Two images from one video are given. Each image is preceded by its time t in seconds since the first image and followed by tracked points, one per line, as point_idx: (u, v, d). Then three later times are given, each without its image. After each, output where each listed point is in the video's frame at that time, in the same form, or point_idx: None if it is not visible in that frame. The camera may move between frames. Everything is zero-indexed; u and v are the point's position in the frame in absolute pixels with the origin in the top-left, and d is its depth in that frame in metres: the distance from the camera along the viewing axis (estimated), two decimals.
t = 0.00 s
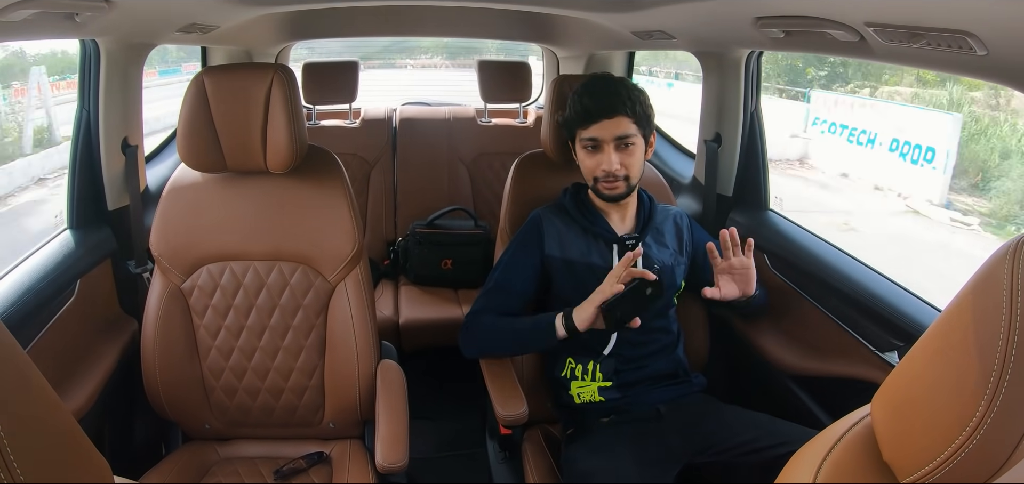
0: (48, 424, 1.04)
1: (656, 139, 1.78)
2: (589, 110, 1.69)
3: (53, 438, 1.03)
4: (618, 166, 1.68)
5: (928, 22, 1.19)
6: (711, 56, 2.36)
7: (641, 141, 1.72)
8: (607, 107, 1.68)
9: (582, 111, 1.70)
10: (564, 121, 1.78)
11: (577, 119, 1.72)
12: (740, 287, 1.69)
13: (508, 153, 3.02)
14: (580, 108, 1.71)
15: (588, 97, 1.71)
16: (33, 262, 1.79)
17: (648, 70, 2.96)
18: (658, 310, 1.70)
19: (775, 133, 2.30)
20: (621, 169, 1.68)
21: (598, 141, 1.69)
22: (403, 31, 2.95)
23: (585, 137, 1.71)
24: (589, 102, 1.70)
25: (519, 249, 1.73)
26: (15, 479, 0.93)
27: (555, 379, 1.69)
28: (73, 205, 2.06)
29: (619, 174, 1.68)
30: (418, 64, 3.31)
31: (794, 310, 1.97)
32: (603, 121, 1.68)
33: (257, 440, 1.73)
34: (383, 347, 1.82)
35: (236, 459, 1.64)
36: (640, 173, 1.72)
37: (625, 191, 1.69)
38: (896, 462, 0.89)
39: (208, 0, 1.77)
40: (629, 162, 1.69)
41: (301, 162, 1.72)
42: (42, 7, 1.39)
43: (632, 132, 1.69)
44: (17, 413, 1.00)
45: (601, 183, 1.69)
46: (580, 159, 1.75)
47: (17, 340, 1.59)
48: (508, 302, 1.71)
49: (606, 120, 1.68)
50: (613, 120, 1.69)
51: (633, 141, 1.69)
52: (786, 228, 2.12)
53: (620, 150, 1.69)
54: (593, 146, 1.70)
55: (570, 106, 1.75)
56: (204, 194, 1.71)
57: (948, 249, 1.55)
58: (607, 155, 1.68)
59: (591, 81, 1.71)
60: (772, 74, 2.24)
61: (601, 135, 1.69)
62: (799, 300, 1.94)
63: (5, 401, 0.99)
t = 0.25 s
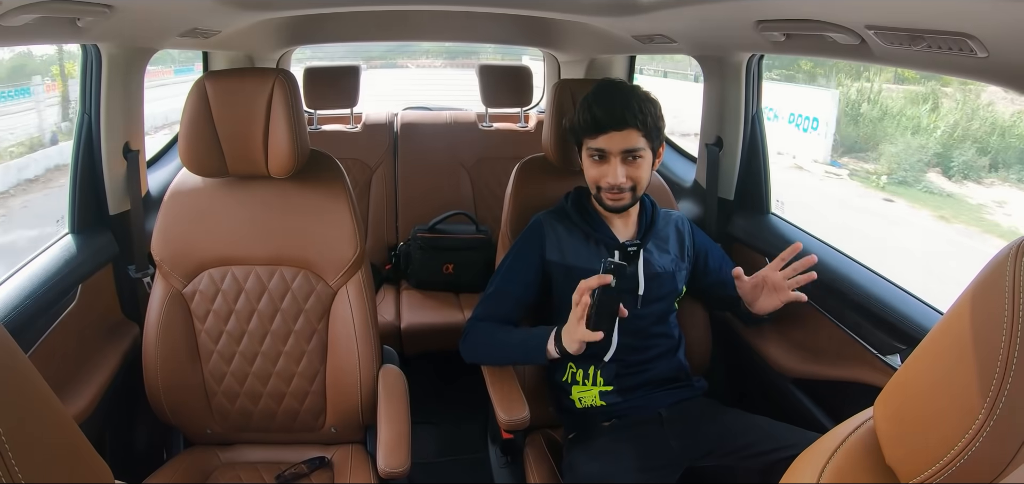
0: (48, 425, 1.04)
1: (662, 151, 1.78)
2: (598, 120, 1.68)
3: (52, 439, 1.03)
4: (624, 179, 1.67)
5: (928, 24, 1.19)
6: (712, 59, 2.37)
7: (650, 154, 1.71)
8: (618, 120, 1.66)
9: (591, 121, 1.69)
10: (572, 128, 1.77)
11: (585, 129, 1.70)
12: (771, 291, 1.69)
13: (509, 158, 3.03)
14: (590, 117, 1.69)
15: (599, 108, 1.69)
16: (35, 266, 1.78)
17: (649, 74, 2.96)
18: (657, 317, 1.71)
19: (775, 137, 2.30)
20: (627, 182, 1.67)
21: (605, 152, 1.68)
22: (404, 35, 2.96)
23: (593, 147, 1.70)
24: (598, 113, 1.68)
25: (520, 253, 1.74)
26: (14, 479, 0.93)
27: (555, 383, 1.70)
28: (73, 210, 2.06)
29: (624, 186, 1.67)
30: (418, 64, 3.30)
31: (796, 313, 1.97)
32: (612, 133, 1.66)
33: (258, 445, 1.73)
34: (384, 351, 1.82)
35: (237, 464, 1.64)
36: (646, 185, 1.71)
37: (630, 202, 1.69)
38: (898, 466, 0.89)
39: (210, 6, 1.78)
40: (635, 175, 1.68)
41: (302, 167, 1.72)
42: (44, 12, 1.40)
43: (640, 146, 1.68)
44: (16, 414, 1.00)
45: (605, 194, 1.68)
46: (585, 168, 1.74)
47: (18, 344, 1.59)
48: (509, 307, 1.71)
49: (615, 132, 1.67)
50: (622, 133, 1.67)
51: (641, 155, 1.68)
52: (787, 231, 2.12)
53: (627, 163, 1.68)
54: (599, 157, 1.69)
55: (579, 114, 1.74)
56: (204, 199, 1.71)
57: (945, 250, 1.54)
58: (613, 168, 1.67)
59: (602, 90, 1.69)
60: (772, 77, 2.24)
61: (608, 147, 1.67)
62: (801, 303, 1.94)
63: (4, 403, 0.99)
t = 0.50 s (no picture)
0: (51, 424, 1.04)
1: (661, 141, 1.79)
2: (596, 103, 1.72)
3: (55, 437, 1.03)
4: (624, 161, 1.69)
5: (929, 22, 1.19)
6: (712, 57, 2.37)
7: (648, 139, 1.73)
8: (614, 102, 1.70)
9: (589, 105, 1.73)
10: (571, 119, 1.80)
11: (584, 115, 1.74)
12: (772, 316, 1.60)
13: (510, 157, 3.03)
14: (587, 103, 1.73)
15: (595, 92, 1.73)
16: (37, 269, 1.79)
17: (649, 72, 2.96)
18: (661, 315, 1.72)
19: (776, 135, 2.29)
20: (627, 164, 1.69)
21: (604, 135, 1.71)
22: (404, 35, 2.96)
23: (592, 132, 1.73)
24: (596, 97, 1.72)
25: (522, 253, 1.73)
26: (16, 479, 0.93)
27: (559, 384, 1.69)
28: (75, 212, 2.06)
29: (625, 169, 1.68)
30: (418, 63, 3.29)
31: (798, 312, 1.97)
32: (609, 115, 1.70)
33: (261, 446, 1.73)
34: (386, 351, 1.82)
35: (240, 465, 1.64)
36: (647, 171, 1.72)
37: (632, 187, 1.69)
38: (900, 464, 0.89)
39: (210, 7, 1.78)
40: (635, 157, 1.70)
41: (303, 168, 1.72)
42: (45, 14, 1.40)
43: (638, 128, 1.71)
44: (19, 413, 1.00)
45: (606, 179, 1.70)
46: (585, 156, 1.76)
47: (21, 346, 1.60)
48: (511, 308, 1.70)
49: (612, 114, 1.70)
50: (619, 115, 1.70)
51: (639, 137, 1.71)
52: (789, 229, 2.12)
53: (626, 145, 1.70)
54: (598, 140, 1.72)
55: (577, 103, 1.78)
56: (206, 201, 1.71)
57: (946, 248, 1.54)
58: (613, 149, 1.69)
59: (598, 79, 1.75)
60: (773, 75, 2.24)
61: (606, 129, 1.71)
62: (802, 301, 1.94)
63: (7, 404, 1.00)
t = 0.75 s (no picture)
0: (50, 422, 1.04)
1: (656, 134, 1.80)
2: (589, 98, 1.72)
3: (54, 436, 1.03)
4: (619, 154, 1.69)
5: (930, 19, 1.19)
6: (712, 55, 2.37)
7: (642, 132, 1.74)
8: (606, 96, 1.71)
9: (581, 101, 1.73)
10: (565, 116, 1.80)
11: (577, 111, 1.74)
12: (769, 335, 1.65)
13: (510, 154, 3.03)
14: (580, 99, 1.74)
15: (587, 88, 1.74)
16: (37, 266, 1.78)
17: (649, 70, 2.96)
18: (658, 309, 1.71)
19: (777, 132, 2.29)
20: (621, 157, 1.69)
21: (598, 130, 1.71)
22: (404, 32, 2.95)
23: (586, 127, 1.73)
24: (588, 92, 1.73)
25: (522, 250, 1.74)
26: (16, 477, 0.93)
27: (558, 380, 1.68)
28: (75, 209, 2.06)
29: (620, 162, 1.69)
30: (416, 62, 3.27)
31: (797, 309, 1.97)
32: (602, 109, 1.71)
33: (261, 443, 1.73)
34: (386, 348, 1.82)
35: (240, 461, 1.64)
36: (642, 163, 1.72)
37: (628, 180, 1.69)
38: (899, 462, 0.89)
39: (209, 3, 1.77)
40: (629, 150, 1.70)
41: (303, 165, 1.72)
42: (44, 11, 1.39)
43: (631, 121, 1.71)
44: (19, 411, 1.00)
45: (602, 173, 1.70)
46: (580, 152, 1.76)
47: (21, 343, 1.60)
48: (510, 304, 1.70)
49: (605, 109, 1.71)
50: (612, 109, 1.71)
51: (633, 130, 1.71)
52: (789, 226, 2.12)
53: (620, 139, 1.70)
54: (593, 135, 1.72)
55: (570, 100, 1.78)
56: (205, 198, 1.71)
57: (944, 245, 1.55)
58: (607, 144, 1.70)
59: (590, 75, 1.75)
60: (773, 72, 2.24)
61: (600, 123, 1.71)
62: (802, 299, 1.94)
63: (8, 403, 1.00)
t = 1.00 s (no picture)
0: (49, 424, 1.04)
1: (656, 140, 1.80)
2: (588, 109, 1.71)
3: (53, 438, 1.03)
4: (620, 166, 1.69)
5: (930, 23, 1.19)
6: (713, 58, 2.37)
7: (642, 141, 1.74)
8: (606, 108, 1.70)
9: (581, 112, 1.72)
10: (563, 125, 1.79)
11: (576, 122, 1.73)
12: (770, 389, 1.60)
13: (509, 158, 3.03)
14: (579, 110, 1.72)
15: (586, 99, 1.72)
16: (36, 267, 1.78)
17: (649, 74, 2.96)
18: (659, 314, 1.72)
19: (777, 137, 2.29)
20: (623, 169, 1.69)
21: (598, 142, 1.71)
22: (405, 35, 2.96)
23: (586, 139, 1.72)
24: (587, 104, 1.71)
25: (521, 253, 1.74)
26: (15, 478, 0.93)
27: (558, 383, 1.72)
28: (75, 211, 2.06)
29: (621, 174, 1.69)
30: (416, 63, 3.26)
31: (797, 313, 1.96)
32: (602, 121, 1.70)
33: (260, 445, 1.73)
34: (386, 351, 1.82)
35: (239, 464, 1.64)
36: (643, 173, 1.73)
37: (630, 191, 1.70)
38: (900, 465, 0.89)
39: (210, 6, 1.78)
40: (630, 161, 1.70)
41: (303, 168, 1.72)
42: (45, 13, 1.39)
43: (631, 132, 1.71)
44: (18, 412, 1.00)
45: (603, 184, 1.70)
46: (580, 162, 1.76)
47: (20, 345, 1.59)
48: (510, 307, 1.70)
49: (605, 120, 1.70)
50: (612, 120, 1.70)
51: (633, 140, 1.71)
52: (788, 230, 2.12)
53: (621, 150, 1.70)
54: (593, 147, 1.71)
55: (568, 109, 1.77)
56: (205, 200, 1.71)
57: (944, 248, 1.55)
58: (607, 156, 1.69)
59: (588, 84, 1.74)
60: (773, 76, 2.24)
61: (600, 135, 1.70)
62: (802, 303, 1.93)
63: (7, 403, 0.99)
